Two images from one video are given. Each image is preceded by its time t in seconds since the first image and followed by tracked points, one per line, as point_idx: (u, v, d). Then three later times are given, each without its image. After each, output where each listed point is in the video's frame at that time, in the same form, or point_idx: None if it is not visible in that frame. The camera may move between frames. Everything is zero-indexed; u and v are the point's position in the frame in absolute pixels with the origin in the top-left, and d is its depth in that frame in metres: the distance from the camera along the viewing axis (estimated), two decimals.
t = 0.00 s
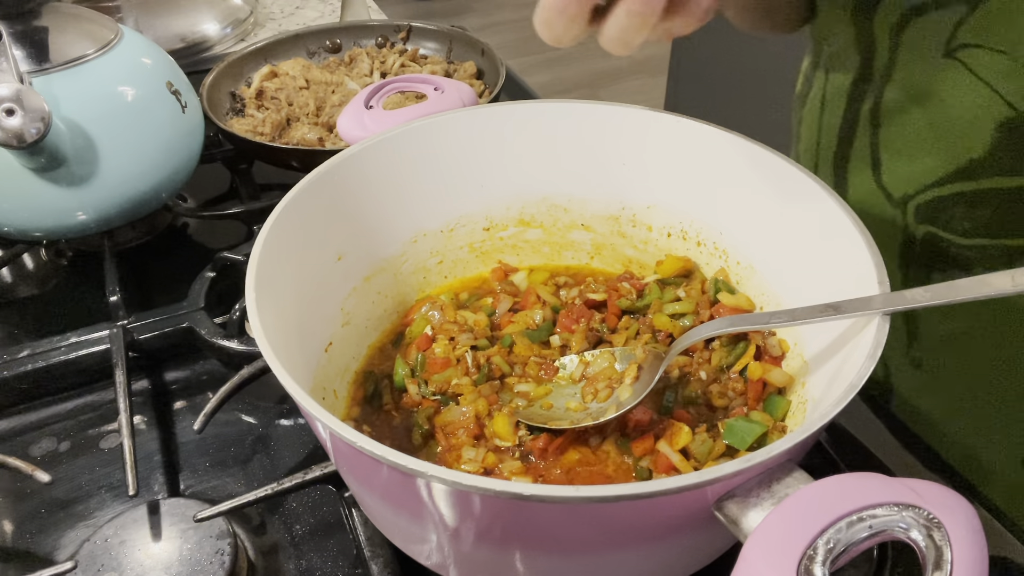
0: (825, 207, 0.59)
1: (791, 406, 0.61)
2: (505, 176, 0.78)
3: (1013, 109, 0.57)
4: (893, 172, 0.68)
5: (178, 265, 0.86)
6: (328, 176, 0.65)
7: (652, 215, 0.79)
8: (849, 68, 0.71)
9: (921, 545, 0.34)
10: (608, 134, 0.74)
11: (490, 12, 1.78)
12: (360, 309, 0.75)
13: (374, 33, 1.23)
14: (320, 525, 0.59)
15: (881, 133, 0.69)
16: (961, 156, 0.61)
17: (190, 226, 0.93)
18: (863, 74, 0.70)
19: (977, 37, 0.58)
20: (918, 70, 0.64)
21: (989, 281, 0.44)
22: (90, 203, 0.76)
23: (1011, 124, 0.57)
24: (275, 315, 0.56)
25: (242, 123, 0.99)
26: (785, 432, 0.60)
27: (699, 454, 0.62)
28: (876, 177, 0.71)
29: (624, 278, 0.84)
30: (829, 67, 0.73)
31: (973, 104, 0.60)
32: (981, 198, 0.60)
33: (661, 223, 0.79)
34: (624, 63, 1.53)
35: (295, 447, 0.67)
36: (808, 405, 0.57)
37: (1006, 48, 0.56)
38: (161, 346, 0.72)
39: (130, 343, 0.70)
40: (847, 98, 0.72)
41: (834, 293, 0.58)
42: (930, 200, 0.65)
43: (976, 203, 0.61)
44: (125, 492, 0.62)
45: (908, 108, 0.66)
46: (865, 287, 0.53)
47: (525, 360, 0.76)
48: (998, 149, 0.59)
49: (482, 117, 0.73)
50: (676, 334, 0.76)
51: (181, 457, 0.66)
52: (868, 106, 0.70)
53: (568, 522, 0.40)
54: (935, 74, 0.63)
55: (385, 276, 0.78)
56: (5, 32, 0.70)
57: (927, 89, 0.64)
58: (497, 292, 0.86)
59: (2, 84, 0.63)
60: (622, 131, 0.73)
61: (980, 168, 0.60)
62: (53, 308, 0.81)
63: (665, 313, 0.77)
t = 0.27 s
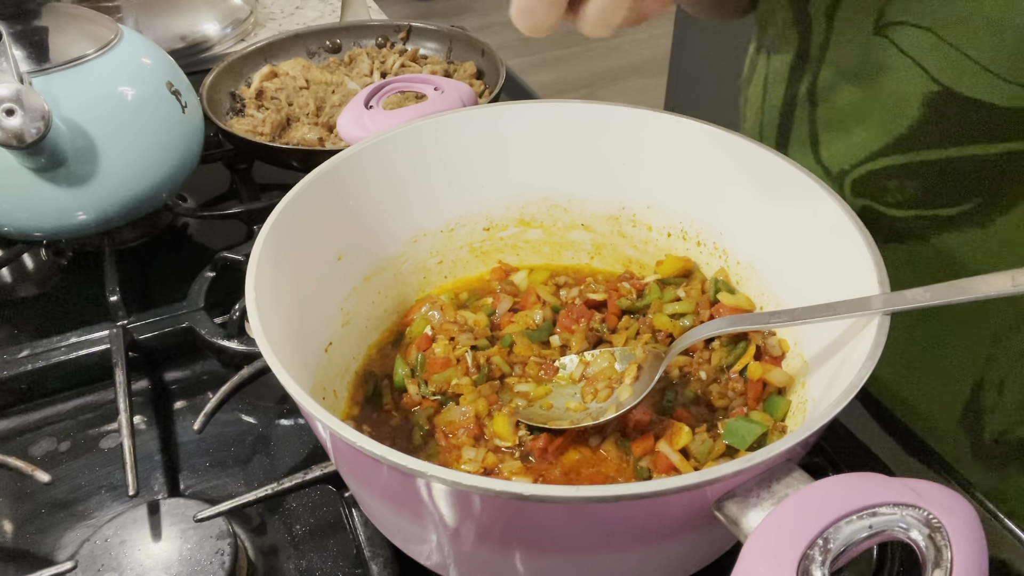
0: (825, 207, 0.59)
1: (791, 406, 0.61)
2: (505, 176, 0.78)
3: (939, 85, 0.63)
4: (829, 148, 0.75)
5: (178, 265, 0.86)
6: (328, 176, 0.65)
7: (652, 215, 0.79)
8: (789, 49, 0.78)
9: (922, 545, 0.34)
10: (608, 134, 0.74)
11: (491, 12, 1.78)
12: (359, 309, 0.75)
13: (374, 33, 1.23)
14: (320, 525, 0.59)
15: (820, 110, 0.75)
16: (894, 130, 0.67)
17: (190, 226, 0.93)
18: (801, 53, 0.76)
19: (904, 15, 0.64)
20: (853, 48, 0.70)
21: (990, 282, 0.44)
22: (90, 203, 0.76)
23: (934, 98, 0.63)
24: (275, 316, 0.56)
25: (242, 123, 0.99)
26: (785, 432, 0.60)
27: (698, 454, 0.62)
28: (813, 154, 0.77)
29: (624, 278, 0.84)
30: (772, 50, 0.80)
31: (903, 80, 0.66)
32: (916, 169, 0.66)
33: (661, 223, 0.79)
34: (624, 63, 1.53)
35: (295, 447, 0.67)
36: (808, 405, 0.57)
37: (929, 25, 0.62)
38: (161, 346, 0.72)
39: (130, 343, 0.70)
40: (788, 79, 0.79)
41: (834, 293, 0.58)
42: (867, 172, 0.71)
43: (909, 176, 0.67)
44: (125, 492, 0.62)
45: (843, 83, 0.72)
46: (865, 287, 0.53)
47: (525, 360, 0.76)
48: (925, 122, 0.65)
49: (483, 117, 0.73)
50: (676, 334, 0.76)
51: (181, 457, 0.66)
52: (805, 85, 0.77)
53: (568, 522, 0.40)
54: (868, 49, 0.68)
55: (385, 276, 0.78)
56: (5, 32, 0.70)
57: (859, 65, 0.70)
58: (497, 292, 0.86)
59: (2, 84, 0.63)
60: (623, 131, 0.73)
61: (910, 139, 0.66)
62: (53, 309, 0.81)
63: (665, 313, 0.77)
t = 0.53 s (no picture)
0: (825, 207, 0.59)
1: (791, 406, 0.61)
2: (505, 177, 0.79)
3: (881, 67, 0.71)
4: (780, 132, 0.85)
5: (178, 264, 0.87)
6: (328, 176, 0.65)
7: (652, 215, 0.79)
8: (741, 35, 0.85)
9: (922, 545, 0.34)
10: (608, 134, 0.74)
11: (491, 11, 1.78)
12: (359, 309, 0.75)
13: (374, 33, 1.23)
14: (320, 525, 0.59)
15: (769, 96, 0.84)
16: (842, 111, 0.76)
17: (190, 226, 0.93)
18: (750, 43, 0.84)
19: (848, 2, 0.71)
20: (802, 31, 0.77)
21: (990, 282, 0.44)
22: (90, 203, 0.76)
23: (877, 79, 0.71)
24: (275, 316, 0.56)
25: (242, 123, 0.99)
26: (785, 432, 0.60)
27: (698, 454, 0.62)
28: (766, 137, 0.87)
29: (624, 278, 0.84)
30: (723, 44, 0.89)
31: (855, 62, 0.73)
32: (867, 147, 0.75)
33: (661, 223, 0.79)
34: (624, 63, 1.53)
35: (295, 447, 0.67)
36: (808, 404, 0.57)
37: (870, 11, 0.70)
38: (161, 345, 0.72)
39: (130, 342, 0.70)
40: (739, 68, 0.87)
41: (834, 292, 0.58)
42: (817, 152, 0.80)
43: (853, 157, 0.77)
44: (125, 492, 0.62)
45: (790, 70, 0.80)
46: (865, 287, 0.53)
47: (524, 360, 0.76)
48: (870, 104, 0.73)
49: (482, 117, 0.73)
50: (676, 334, 0.76)
51: (181, 457, 0.66)
52: (756, 74, 0.85)
53: (568, 522, 0.40)
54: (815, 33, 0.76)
55: (385, 277, 0.78)
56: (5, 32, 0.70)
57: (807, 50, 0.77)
58: (497, 292, 0.86)
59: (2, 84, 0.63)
60: (623, 132, 0.73)
61: (857, 121, 0.75)
62: (53, 309, 0.81)
63: (665, 313, 0.77)
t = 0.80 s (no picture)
0: (826, 207, 0.59)
1: (791, 406, 0.61)
2: (505, 177, 0.78)
3: (863, 70, 0.74)
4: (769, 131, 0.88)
5: (178, 264, 0.87)
6: (328, 176, 0.65)
7: (652, 215, 0.79)
8: (720, 41, 0.88)
9: (921, 545, 0.34)
10: (608, 134, 0.74)
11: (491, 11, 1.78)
12: (359, 310, 0.75)
13: (373, 33, 1.23)
14: (320, 525, 0.59)
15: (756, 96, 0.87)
16: (827, 114, 0.80)
17: (190, 226, 0.93)
18: (733, 45, 0.87)
19: (828, 8, 0.74)
20: (784, 34, 0.80)
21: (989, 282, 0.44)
22: (90, 203, 0.76)
23: (860, 80, 0.75)
24: (274, 317, 0.56)
25: (242, 123, 0.99)
26: (785, 432, 0.60)
27: (698, 454, 0.62)
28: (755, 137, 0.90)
29: (624, 278, 0.84)
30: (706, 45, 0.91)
31: (838, 65, 0.76)
32: (854, 148, 0.79)
33: (661, 223, 0.79)
34: (624, 63, 1.54)
35: (295, 447, 0.67)
36: (808, 404, 0.57)
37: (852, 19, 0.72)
38: (161, 345, 0.72)
39: (130, 342, 0.70)
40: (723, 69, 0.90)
41: (834, 292, 0.58)
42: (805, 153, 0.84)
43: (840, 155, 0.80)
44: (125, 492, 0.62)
45: (777, 70, 0.83)
46: (865, 287, 0.53)
47: (524, 360, 0.76)
48: (856, 104, 0.76)
49: (482, 117, 0.73)
50: (676, 334, 0.76)
51: (181, 457, 0.66)
52: (740, 75, 0.88)
53: (568, 522, 0.40)
54: (795, 37, 0.78)
55: (385, 277, 0.78)
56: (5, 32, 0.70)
57: (789, 53, 0.80)
58: (497, 292, 0.86)
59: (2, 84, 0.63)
60: (623, 132, 0.73)
61: (842, 123, 0.79)
62: (53, 309, 0.81)
63: (665, 312, 0.77)
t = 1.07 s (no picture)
0: (826, 207, 0.59)
1: (791, 406, 0.61)
2: (505, 177, 0.79)
3: (887, 89, 0.71)
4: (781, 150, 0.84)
5: (178, 264, 0.87)
6: (327, 177, 0.65)
7: (652, 215, 0.79)
8: (742, 51, 0.83)
9: (921, 544, 0.34)
10: (608, 134, 0.74)
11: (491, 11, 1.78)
12: (359, 310, 0.75)
13: (373, 33, 1.23)
14: (320, 525, 0.59)
15: (770, 113, 0.83)
16: (847, 131, 0.76)
17: (190, 226, 0.93)
18: (752, 56, 0.82)
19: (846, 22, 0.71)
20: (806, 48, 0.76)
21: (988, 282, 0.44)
22: (90, 203, 0.76)
23: (882, 99, 0.71)
24: (274, 317, 0.56)
25: (242, 123, 0.99)
26: (785, 432, 0.60)
27: (699, 454, 0.62)
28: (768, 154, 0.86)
29: (624, 278, 0.84)
30: (724, 55, 0.87)
31: (859, 81, 0.73)
32: (879, 169, 0.75)
33: (661, 223, 0.79)
34: (624, 63, 1.53)
35: (295, 447, 0.67)
36: (808, 404, 0.57)
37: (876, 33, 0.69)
38: (161, 345, 0.72)
39: (130, 342, 0.70)
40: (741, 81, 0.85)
41: (834, 292, 0.58)
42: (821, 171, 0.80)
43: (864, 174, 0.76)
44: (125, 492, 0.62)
45: (795, 84, 0.79)
46: (865, 287, 0.53)
47: (524, 360, 0.76)
48: (880, 121, 0.73)
49: (483, 118, 0.73)
50: (676, 334, 0.76)
51: (181, 457, 0.66)
52: (758, 88, 0.83)
53: (568, 522, 0.40)
54: (820, 52, 0.75)
55: (385, 277, 0.78)
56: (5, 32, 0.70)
57: (813, 66, 0.76)
58: (497, 292, 0.86)
59: (2, 84, 0.63)
60: (623, 132, 0.73)
61: (860, 141, 0.75)
62: (53, 309, 0.81)
63: (665, 313, 0.77)
